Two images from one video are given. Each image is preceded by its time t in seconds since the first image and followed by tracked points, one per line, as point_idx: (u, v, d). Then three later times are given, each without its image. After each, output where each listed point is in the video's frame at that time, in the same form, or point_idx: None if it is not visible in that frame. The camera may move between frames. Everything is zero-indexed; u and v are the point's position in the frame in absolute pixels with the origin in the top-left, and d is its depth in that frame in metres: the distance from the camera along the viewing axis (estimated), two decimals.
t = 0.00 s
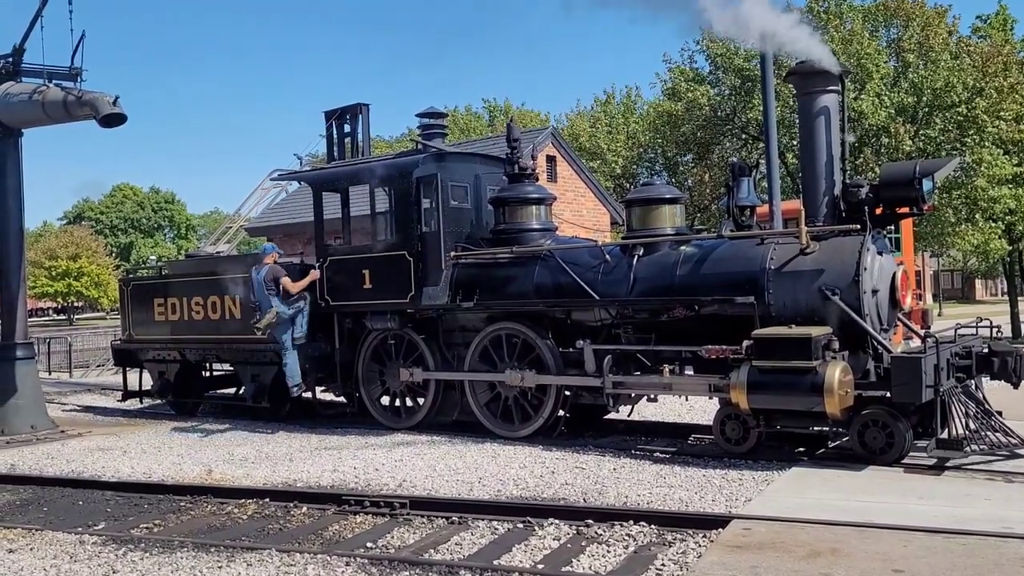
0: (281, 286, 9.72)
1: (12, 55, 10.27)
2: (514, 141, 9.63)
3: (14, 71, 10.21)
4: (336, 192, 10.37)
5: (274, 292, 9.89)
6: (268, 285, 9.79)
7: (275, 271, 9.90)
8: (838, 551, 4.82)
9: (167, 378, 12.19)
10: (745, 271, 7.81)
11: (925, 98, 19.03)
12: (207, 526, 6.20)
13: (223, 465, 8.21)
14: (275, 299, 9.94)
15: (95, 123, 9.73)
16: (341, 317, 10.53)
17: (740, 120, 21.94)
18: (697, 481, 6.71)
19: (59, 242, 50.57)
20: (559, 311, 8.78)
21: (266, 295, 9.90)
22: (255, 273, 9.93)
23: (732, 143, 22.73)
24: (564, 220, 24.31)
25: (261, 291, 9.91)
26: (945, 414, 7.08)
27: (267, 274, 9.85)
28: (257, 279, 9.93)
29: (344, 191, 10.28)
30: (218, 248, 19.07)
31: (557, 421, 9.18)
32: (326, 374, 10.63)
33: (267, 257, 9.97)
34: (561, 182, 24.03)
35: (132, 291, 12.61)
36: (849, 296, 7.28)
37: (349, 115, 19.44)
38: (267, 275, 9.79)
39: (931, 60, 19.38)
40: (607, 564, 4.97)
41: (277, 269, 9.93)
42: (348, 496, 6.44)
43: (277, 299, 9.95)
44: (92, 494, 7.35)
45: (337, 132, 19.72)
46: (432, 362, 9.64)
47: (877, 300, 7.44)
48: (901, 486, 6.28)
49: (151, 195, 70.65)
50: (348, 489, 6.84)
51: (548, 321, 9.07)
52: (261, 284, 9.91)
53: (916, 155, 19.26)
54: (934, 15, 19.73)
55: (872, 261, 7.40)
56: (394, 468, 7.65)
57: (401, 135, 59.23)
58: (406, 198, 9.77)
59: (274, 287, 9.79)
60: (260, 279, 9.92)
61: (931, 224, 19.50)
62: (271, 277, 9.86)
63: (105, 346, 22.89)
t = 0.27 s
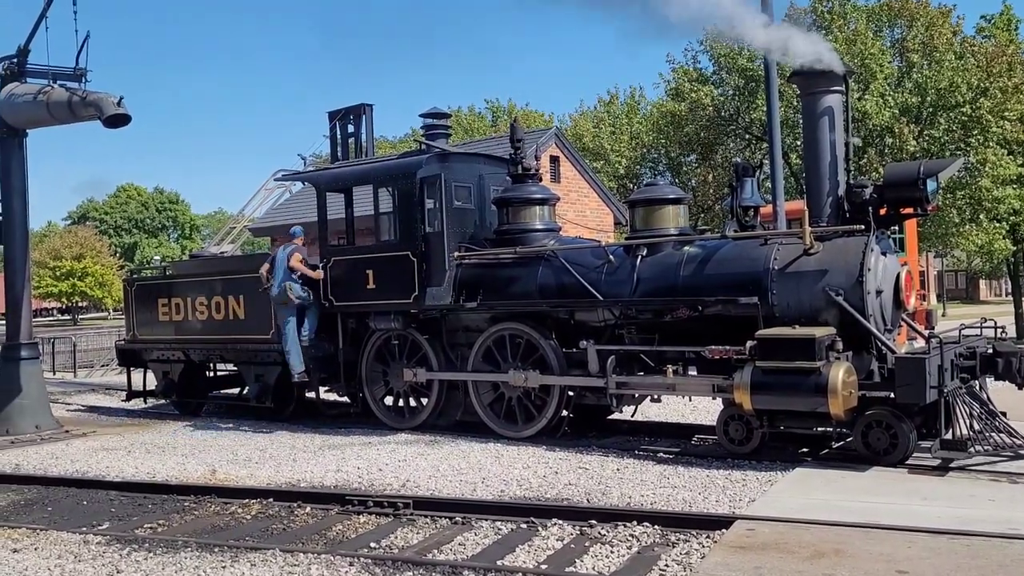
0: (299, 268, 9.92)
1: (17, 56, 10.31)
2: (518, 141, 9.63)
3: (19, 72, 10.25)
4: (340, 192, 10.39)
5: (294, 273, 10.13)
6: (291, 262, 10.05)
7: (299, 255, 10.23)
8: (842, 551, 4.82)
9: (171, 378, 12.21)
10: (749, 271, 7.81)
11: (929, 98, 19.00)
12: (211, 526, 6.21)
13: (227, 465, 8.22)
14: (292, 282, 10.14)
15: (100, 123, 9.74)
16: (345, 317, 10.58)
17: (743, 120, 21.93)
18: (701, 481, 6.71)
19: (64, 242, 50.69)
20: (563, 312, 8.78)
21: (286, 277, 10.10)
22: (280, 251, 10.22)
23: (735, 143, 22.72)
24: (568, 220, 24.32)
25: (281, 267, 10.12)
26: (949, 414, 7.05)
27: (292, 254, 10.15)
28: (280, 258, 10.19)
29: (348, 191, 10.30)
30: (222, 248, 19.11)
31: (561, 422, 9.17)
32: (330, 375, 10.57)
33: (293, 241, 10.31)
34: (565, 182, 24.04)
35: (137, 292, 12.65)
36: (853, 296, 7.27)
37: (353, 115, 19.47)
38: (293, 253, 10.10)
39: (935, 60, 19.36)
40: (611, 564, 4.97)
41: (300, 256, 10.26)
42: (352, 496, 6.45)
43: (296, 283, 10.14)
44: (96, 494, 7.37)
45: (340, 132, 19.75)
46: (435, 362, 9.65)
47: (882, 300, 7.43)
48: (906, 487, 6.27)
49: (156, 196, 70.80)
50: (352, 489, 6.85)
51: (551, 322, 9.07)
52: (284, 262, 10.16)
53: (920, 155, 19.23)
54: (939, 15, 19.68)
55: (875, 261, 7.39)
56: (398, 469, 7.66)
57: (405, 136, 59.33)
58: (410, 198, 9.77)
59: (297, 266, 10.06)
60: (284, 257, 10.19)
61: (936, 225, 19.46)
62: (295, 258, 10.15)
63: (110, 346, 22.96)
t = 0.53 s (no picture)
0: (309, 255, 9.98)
1: (19, 57, 10.32)
2: (520, 141, 9.63)
3: (22, 72, 10.26)
4: (341, 192, 10.39)
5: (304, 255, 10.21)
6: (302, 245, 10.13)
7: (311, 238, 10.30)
8: (844, 552, 4.81)
9: (173, 378, 12.21)
10: (751, 271, 7.81)
11: (932, 99, 18.99)
12: (213, 526, 6.21)
13: (229, 465, 8.23)
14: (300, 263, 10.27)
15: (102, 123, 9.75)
16: (346, 317, 10.59)
17: (745, 120, 21.92)
18: (703, 482, 6.70)
19: (66, 242, 50.76)
20: (565, 312, 8.78)
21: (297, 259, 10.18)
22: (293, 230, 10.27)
23: (737, 143, 22.72)
24: (570, 220, 24.33)
25: (292, 248, 10.21)
26: (952, 415, 7.06)
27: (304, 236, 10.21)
28: (292, 236, 10.26)
29: (350, 192, 10.31)
30: (224, 249, 19.13)
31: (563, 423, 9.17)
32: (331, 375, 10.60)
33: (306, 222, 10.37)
34: (567, 182, 24.04)
35: (139, 292, 12.65)
36: (855, 296, 7.26)
37: (355, 115, 19.47)
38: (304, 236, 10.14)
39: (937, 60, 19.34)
40: (613, 565, 4.97)
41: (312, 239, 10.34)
42: (354, 497, 6.45)
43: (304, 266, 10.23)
44: (98, 494, 7.37)
45: (342, 133, 19.76)
46: (437, 362, 9.66)
47: (884, 301, 7.42)
48: (908, 488, 6.26)
49: (158, 196, 70.89)
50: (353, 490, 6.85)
51: (553, 322, 9.07)
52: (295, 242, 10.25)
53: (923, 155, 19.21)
54: (941, 16, 19.67)
55: (878, 261, 7.38)
56: (399, 469, 7.66)
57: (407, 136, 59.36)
58: (412, 198, 9.76)
59: (307, 250, 10.13)
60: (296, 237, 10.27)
61: (938, 225, 19.45)
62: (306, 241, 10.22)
63: (112, 346, 22.98)
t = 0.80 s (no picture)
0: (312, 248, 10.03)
1: (22, 57, 10.33)
2: (522, 142, 9.63)
3: (24, 73, 10.28)
4: (343, 193, 10.40)
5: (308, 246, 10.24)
6: (304, 236, 10.16)
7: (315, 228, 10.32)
8: (846, 553, 4.81)
9: (175, 378, 12.22)
10: (753, 272, 7.80)
11: (934, 99, 18.97)
12: (215, 527, 6.21)
13: (231, 465, 8.24)
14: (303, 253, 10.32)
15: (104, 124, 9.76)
16: (348, 317, 10.58)
17: (747, 121, 21.92)
18: (705, 483, 6.70)
19: (69, 242, 50.82)
20: (567, 312, 8.78)
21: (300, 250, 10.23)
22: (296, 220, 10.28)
23: (740, 143, 22.71)
24: (572, 221, 24.32)
25: (296, 238, 10.25)
26: (955, 416, 7.08)
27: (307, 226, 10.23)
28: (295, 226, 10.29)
29: (352, 192, 10.31)
30: (227, 248, 19.14)
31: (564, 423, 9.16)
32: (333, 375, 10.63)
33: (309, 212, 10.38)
34: (569, 182, 24.04)
35: (141, 292, 12.66)
36: (857, 297, 7.25)
37: (357, 116, 19.49)
38: (307, 227, 10.16)
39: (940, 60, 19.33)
40: (614, 565, 4.97)
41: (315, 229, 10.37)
42: (356, 497, 6.45)
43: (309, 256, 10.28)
44: (100, 494, 7.38)
45: (345, 133, 19.79)
46: (439, 362, 9.66)
47: (886, 301, 7.42)
48: (910, 489, 6.26)
49: (160, 196, 70.95)
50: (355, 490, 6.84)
51: (555, 322, 9.07)
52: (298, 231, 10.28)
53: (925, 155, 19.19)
54: (943, 16, 19.66)
55: (880, 262, 7.37)
56: (401, 469, 7.66)
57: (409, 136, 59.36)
58: (414, 199, 9.75)
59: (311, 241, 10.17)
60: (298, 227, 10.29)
61: (941, 225, 19.43)
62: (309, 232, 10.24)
63: (114, 346, 23.00)
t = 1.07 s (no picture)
0: (316, 247, 10.07)
1: (23, 58, 10.34)
2: (523, 142, 9.63)
3: (26, 74, 10.29)
4: (344, 193, 10.39)
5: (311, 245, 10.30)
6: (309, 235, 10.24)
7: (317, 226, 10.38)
8: (847, 554, 4.80)
9: (176, 379, 12.22)
10: (754, 273, 7.80)
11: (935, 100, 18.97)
12: (216, 527, 6.21)
13: (232, 466, 8.23)
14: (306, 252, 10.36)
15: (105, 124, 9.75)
16: (349, 318, 10.57)
17: (749, 121, 21.92)
18: (706, 484, 6.69)
19: (70, 242, 50.86)
20: (568, 313, 8.78)
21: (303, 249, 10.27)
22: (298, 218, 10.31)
23: (741, 144, 22.71)
24: (573, 221, 24.32)
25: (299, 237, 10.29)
26: (955, 418, 7.13)
27: (310, 224, 10.28)
28: (297, 225, 10.33)
29: (353, 193, 10.31)
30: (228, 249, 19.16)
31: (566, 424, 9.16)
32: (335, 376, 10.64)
33: (309, 211, 10.43)
34: (570, 183, 24.02)
35: (142, 292, 12.67)
36: (859, 298, 7.24)
37: (358, 116, 19.48)
38: (311, 226, 10.24)
39: (941, 61, 19.32)
40: (616, 567, 4.96)
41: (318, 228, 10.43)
42: (357, 498, 6.45)
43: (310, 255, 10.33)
44: (102, 495, 7.38)
45: (346, 133, 19.79)
46: (440, 363, 9.65)
47: (888, 302, 7.41)
48: (911, 490, 6.25)
49: (162, 197, 71.02)
50: (356, 491, 6.84)
51: (557, 323, 9.07)
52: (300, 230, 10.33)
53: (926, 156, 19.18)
54: (945, 17, 19.67)
55: (881, 263, 7.36)
56: (402, 470, 7.67)
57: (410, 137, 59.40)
58: (416, 199, 9.75)
59: (315, 239, 10.23)
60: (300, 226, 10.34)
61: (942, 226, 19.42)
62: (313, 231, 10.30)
63: (116, 347, 23.01)
